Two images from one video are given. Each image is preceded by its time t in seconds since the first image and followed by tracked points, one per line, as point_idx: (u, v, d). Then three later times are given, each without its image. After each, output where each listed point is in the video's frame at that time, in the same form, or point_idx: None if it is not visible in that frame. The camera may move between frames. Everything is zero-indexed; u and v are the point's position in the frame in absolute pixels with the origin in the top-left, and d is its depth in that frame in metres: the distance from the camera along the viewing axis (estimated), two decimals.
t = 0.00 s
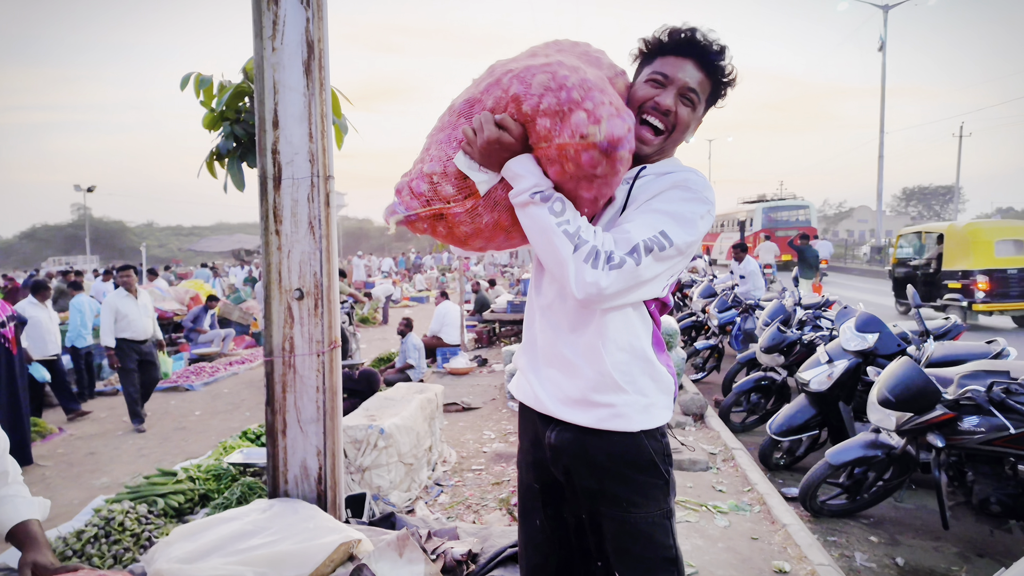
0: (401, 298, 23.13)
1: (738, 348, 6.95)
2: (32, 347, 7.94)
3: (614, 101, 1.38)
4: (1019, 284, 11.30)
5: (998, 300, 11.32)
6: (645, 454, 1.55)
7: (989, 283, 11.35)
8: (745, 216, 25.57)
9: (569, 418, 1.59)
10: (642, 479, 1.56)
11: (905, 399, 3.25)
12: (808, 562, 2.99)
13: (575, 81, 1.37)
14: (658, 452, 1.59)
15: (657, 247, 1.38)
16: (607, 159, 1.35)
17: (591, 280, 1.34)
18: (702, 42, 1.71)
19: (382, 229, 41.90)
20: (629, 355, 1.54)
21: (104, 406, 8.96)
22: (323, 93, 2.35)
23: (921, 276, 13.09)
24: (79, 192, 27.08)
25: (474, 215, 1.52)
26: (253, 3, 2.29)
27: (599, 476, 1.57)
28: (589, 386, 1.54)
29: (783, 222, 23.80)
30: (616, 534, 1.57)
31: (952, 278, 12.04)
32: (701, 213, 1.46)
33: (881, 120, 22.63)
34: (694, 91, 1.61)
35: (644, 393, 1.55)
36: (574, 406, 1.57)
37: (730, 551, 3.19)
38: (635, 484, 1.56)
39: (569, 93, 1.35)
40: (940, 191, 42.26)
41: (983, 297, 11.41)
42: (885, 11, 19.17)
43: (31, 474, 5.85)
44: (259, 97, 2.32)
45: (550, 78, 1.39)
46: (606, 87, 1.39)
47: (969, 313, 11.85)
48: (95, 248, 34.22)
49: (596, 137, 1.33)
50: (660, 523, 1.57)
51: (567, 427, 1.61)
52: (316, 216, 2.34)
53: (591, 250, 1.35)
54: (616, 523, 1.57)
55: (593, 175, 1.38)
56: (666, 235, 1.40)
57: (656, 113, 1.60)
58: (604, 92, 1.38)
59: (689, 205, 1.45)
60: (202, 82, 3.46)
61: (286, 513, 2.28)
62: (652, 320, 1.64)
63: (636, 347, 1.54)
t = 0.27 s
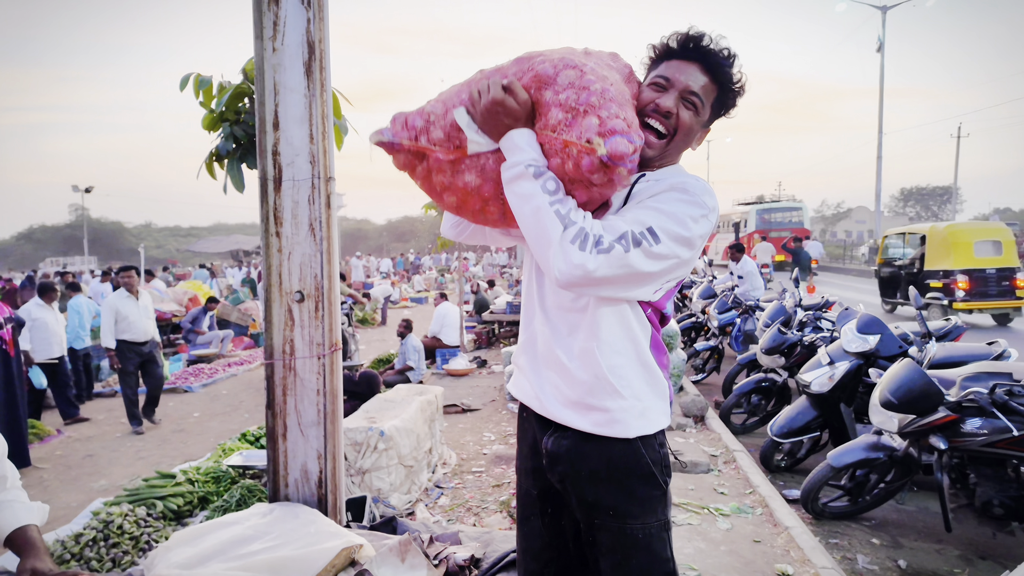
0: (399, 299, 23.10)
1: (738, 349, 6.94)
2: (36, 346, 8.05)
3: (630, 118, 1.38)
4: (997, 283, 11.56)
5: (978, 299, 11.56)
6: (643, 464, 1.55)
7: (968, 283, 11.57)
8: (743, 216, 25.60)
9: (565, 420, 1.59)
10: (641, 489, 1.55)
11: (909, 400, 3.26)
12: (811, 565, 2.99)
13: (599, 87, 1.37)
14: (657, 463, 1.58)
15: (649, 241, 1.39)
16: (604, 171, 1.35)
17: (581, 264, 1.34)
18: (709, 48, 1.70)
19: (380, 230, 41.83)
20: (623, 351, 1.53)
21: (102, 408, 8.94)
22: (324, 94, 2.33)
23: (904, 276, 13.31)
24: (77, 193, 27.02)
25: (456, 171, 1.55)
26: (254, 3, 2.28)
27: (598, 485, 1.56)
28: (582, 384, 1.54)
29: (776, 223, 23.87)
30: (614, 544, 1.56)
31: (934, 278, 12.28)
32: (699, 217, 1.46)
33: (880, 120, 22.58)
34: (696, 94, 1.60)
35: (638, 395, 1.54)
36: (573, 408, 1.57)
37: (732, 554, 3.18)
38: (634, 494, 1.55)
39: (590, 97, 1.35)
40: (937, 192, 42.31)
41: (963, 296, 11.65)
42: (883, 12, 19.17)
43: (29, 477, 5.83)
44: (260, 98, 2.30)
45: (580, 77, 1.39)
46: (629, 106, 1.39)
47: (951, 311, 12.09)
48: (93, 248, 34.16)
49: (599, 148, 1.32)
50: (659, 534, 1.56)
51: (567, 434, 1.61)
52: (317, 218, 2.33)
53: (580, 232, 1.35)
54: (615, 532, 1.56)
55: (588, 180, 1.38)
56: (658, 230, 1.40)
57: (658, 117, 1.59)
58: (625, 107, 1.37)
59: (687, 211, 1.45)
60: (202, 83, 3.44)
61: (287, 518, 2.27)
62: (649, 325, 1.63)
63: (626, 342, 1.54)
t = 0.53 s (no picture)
0: (398, 300, 23.10)
1: (738, 350, 6.93)
2: (43, 348, 8.01)
3: (618, 103, 1.39)
4: (978, 282, 11.81)
5: (959, 298, 11.83)
6: (640, 465, 1.55)
7: (949, 283, 11.83)
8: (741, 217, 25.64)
9: (566, 419, 1.59)
10: (639, 489, 1.55)
11: (910, 402, 3.26)
12: (812, 569, 2.98)
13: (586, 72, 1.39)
14: (655, 463, 1.58)
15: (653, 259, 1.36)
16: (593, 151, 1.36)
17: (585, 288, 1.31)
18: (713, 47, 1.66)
19: (380, 231, 41.82)
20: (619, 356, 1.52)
21: (100, 410, 8.92)
22: (323, 95, 2.32)
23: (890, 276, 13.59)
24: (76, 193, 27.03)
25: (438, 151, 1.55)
26: (252, 3, 2.26)
27: (596, 487, 1.55)
28: (583, 385, 1.54)
29: (771, 225, 23.93)
30: (610, 545, 1.55)
31: (918, 278, 12.57)
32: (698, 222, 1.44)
33: (880, 121, 22.54)
34: (694, 93, 1.58)
35: (638, 399, 1.56)
36: (575, 406, 1.56)
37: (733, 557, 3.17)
38: (632, 495, 1.55)
39: (578, 80, 1.37)
40: (936, 193, 42.36)
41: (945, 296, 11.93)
42: (881, 13, 19.17)
43: (26, 479, 5.81)
44: (258, 99, 2.29)
45: (570, 63, 1.41)
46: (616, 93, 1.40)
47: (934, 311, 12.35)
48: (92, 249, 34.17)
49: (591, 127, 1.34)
50: (658, 535, 1.56)
51: (564, 434, 1.61)
52: (316, 219, 2.32)
53: (581, 252, 1.29)
54: (614, 534, 1.56)
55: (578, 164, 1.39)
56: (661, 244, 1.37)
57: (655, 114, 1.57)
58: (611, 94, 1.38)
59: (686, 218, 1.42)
60: (200, 84, 3.43)
61: (286, 522, 2.26)
62: (647, 327, 1.63)
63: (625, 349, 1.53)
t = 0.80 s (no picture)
0: (397, 302, 23.11)
1: (738, 352, 6.92)
2: (48, 348, 8.08)
3: (589, 156, 1.38)
4: (959, 283, 12.22)
5: (942, 298, 12.18)
6: (640, 471, 1.53)
7: (933, 283, 12.18)
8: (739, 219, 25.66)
9: (566, 423, 1.58)
10: (639, 495, 1.53)
11: (911, 405, 3.25)
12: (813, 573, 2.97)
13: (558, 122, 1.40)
14: (655, 469, 1.57)
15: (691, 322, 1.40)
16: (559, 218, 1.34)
17: (624, 363, 1.37)
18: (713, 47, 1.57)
19: (379, 232, 41.81)
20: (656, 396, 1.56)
21: (99, 412, 8.92)
22: (322, 97, 2.31)
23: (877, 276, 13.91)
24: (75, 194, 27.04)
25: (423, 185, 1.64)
26: (250, 5, 2.25)
27: (596, 493, 1.54)
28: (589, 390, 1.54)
29: (766, 226, 23.97)
30: (612, 551, 1.55)
31: (903, 278, 12.91)
32: (720, 260, 1.44)
33: (880, 121, 22.50)
34: (692, 101, 1.52)
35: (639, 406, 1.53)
36: (573, 408, 1.56)
37: (734, 561, 3.17)
38: (631, 501, 1.53)
39: (546, 134, 1.37)
40: (934, 194, 42.40)
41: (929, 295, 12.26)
42: (879, 15, 19.20)
43: (25, 481, 5.80)
44: (257, 101, 2.28)
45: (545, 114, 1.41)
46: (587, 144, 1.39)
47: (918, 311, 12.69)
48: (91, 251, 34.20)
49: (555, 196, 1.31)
50: (659, 542, 1.54)
51: (565, 440, 1.60)
52: (315, 222, 2.30)
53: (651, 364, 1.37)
54: (615, 540, 1.54)
55: (540, 225, 1.36)
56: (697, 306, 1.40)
57: (650, 123, 1.54)
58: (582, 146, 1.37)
59: (712, 261, 1.43)
60: (199, 85, 3.42)
61: (285, 527, 2.25)
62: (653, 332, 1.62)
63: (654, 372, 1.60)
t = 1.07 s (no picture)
0: (397, 303, 23.11)
1: (738, 353, 6.91)
2: (52, 348, 8.18)
3: (565, 137, 1.44)
4: (944, 281, 12.69)
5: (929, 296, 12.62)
6: (646, 474, 1.56)
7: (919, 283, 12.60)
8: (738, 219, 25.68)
9: (568, 427, 1.58)
10: (645, 498, 1.56)
11: (912, 406, 3.24)
12: None
13: (535, 109, 1.45)
14: (660, 471, 1.59)
15: (663, 326, 1.43)
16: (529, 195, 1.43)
17: (585, 338, 1.38)
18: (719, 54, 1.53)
19: (379, 233, 41.82)
20: (640, 407, 1.56)
21: (98, 414, 8.91)
22: (320, 98, 2.31)
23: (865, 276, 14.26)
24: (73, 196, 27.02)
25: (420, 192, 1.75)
26: (249, 5, 2.24)
27: (602, 497, 1.55)
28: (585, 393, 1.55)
29: (763, 228, 24.03)
30: (617, 555, 1.56)
31: (889, 278, 13.27)
32: (711, 275, 1.48)
33: (879, 122, 22.50)
34: (701, 116, 1.51)
35: (646, 411, 1.57)
36: (575, 412, 1.56)
37: (735, 564, 3.17)
38: (636, 504, 1.56)
39: (521, 117, 1.43)
40: (934, 195, 42.43)
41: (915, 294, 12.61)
42: (879, 17, 19.21)
43: (23, 483, 5.79)
44: (255, 101, 2.27)
45: (526, 97, 1.48)
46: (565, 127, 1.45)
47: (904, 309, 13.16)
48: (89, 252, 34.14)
49: (522, 170, 1.41)
50: (664, 543, 1.57)
51: (568, 445, 1.61)
52: (314, 223, 2.29)
53: (613, 347, 1.37)
54: (620, 543, 1.56)
55: (519, 199, 1.47)
56: (674, 313, 1.43)
57: (657, 141, 1.53)
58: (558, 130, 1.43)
59: (701, 275, 1.46)
60: (197, 85, 3.41)
61: (284, 530, 2.23)
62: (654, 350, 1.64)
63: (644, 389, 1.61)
